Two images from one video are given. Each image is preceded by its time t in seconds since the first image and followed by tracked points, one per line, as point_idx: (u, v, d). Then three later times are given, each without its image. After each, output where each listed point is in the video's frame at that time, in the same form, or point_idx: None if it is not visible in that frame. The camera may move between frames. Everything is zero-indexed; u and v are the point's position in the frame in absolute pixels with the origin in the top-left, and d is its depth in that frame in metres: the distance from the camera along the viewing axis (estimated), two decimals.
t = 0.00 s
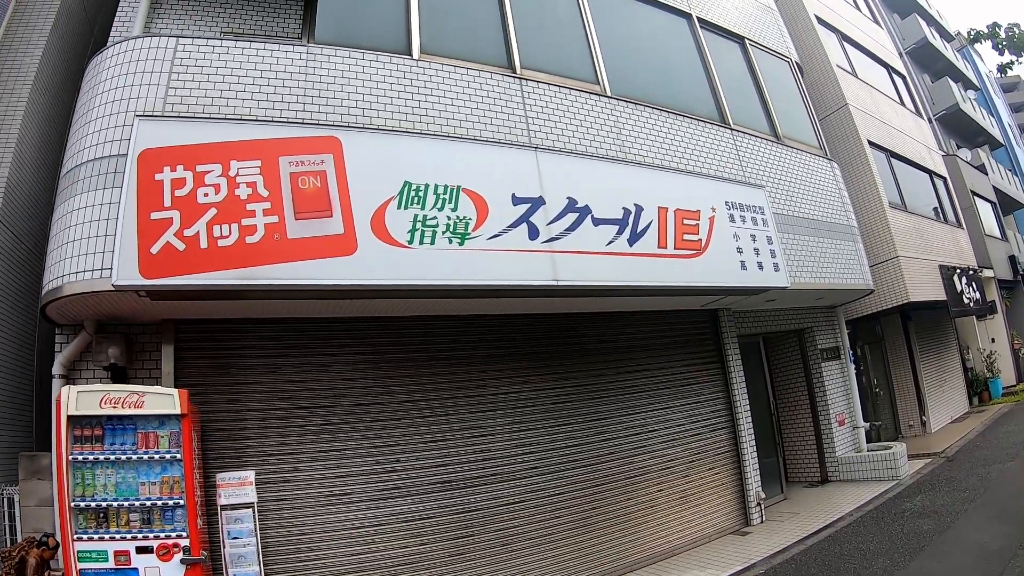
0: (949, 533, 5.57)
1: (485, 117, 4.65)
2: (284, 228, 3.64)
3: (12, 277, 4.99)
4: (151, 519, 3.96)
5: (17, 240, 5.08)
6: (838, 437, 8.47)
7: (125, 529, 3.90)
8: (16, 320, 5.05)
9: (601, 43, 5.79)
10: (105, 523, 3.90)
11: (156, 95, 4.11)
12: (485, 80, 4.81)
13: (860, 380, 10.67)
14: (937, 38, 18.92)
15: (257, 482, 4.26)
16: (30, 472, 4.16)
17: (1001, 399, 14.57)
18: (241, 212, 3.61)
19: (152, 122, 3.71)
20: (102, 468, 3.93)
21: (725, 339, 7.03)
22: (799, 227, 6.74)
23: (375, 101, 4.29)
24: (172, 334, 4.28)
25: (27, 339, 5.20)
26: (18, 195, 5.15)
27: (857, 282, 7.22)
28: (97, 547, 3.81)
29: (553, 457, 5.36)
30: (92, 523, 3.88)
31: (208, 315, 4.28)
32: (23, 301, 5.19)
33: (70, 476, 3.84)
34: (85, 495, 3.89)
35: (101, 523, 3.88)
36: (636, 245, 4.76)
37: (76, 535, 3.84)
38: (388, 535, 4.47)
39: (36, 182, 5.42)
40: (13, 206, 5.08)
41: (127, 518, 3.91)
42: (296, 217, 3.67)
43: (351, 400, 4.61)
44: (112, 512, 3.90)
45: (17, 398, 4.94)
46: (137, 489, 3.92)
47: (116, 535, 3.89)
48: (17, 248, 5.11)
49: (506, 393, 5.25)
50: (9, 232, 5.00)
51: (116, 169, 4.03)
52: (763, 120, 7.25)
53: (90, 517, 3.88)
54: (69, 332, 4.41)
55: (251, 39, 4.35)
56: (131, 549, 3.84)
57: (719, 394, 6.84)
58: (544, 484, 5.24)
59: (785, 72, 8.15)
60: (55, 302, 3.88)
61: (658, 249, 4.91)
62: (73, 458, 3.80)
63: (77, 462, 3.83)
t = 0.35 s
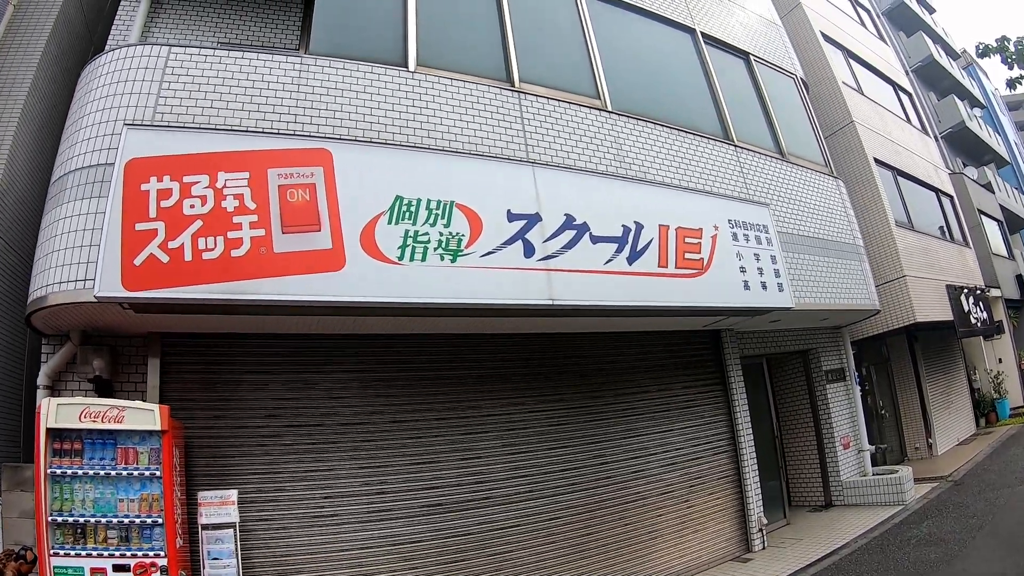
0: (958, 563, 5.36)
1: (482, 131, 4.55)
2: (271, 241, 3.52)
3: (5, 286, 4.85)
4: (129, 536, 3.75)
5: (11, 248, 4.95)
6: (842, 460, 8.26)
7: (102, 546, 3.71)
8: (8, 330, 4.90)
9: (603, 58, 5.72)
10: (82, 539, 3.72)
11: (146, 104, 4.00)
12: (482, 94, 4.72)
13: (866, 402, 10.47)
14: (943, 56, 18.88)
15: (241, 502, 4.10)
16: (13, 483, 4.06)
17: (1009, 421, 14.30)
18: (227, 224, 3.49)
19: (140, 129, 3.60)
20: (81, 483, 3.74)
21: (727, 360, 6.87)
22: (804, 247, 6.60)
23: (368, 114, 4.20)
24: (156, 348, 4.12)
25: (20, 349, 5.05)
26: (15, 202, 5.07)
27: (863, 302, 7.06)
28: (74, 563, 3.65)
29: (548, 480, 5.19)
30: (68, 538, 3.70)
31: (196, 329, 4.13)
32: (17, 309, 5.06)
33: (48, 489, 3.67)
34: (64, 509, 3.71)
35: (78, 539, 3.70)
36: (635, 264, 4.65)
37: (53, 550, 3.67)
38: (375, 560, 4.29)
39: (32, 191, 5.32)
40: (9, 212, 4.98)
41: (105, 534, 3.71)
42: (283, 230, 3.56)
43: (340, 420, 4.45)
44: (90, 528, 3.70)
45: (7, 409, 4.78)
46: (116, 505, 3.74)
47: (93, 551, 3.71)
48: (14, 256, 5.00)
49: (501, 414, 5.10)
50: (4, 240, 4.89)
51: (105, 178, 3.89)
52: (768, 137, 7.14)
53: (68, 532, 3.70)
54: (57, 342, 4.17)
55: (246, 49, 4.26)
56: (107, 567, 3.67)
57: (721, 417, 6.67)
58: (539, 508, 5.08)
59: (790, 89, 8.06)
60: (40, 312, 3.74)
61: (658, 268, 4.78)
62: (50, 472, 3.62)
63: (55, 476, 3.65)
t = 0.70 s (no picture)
0: None
1: (476, 136, 4.48)
2: (257, 247, 3.43)
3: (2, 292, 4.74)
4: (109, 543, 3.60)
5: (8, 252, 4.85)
6: (846, 474, 8.09)
7: (83, 552, 3.55)
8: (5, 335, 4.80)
9: (603, 65, 5.65)
10: (62, 544, 3.55)
11: (136, 106, 3.85)
12: (478, 99, 4.65)
13: (871, 414, 10.29)
14: (949, 66, 18.79)
15: (225, 512, 3.97)
16: None
17: (1016, 434, 14.06)
18: (212, 229, 3.40)
19: (127, 132, 3.50)
20: (62, 487, 3.57)
21: (728, 371, 6.74)
22: (807, 256, 6.48)
23: (361, 118, 4.14)
24: (146, 353, 4.05)
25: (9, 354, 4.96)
26: (15, 204, 5.00)
27: (868, 313, 6.92)
28: (53, 569, 3.48)
29: (543, 493, 5.06)
30: (49, 543, 3.54)
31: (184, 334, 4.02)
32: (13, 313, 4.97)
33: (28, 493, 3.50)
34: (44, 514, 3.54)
35: (59, 544, 3.53)
36: (632, 273, 4.54)
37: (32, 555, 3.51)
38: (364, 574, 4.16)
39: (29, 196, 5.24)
40: (8, 214, 4.91)
41: (85, 540, 3.56)
42: (269, 236, 3.47)
43: (329, 429, 4.32)
44: (70, 533, 3.54)
45: None
46: (97, 511, 3.57)
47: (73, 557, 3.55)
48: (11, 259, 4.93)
49: (494, 425, 4.99)
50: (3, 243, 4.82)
51: (94, 181, 3.67)
52: (771, 145, 7.04)
53: (48, 537, 3.53)
54: (45, 344, 4.02)
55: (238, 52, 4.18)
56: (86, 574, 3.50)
57: (722, 430, 6.53)
58: (533, 522, 4.94)
59: (795, 97, 7.95)
60: (27, 314, 3.52)
61: (656, 277, 4.68)
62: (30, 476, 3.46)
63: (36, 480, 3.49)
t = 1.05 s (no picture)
0: None
1: (475, 140, 4.43)
2: (253, 251, 3.39)
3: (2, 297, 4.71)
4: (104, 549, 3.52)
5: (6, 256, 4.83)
6: (854, 479, 7.98)
7: (78, 558, 3.48)
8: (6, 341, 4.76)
9: (604, 67, 5.60)
10: (58, 550, 3.50)
11: (133, 112, 3.80)
12: (477, 102, 4.61)
13: (878, 418, 10.18)
14: (954, 67, 18.67)
15: (223, 518, 3.92)
16: None
17: None
18: (208, 234, 3.35)
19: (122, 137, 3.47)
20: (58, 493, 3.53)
21: (732, 375, 6.66)
22: (812, 258, 6.40)
23: (358, 122, 4.09)
24: (144, 358, 4.00)
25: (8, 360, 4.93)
26: (12, 209, 4.97)
27: (874, 315, 6.83)
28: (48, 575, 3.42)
29: (545, 500, 5.00)
30: (44, 549, 3.49)
31: (181, 340, 3.96)
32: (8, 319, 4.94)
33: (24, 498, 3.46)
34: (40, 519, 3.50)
35: (54, 550, 3.48)
36: (634, 276, 4.49)
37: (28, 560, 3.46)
38: None
39: (29, 202, 5.21)
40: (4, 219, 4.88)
41: (81, 545, 3.49)
42: (265, 240, 3.43)
43: (328, 435, 4.26)
44: (66, 539, 3.49)
45: None
46: (93, 517, 3.51)
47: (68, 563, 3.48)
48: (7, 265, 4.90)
49: (495, 431, 4.92)
50: None
51: (90, 186, 3.61)
52: (775, 146, 6.97)
53: (44, 542, 3.49)
54: (43, 350, 3.96)
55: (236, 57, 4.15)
56: None
57: (726, 435, 6.45)
58: (535, 529, 4.87)
59: (798, 98, 7.88)
60: (22, 320, 3.47)
61: (657, 280, 4.62)
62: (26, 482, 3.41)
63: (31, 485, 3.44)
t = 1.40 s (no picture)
0: None
1: (480, 145, 4.43)
2: (258, 258, 3.38)
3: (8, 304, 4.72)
4: (111, 555, 3.52)
5: (11, 264, 4.82)
6: (861, 482, 7.94)
7: (84, 564, 3.47)
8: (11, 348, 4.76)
9: (608, 71, 5.60)
10: (64, 556, 3.48)
11: (137, 118, 3.81)
12: (482, 107, 4.61)
13: (886, 420, 10.14)
14: (957, 67, 18.63)
15: (229, 524, 3.90)
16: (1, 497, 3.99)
17: None
18: (213, 240, 3.35)
19: (129, 143, 3.47)
20: (65, 499, 3.52)
21: (738, 378, 6.64)
22: (818, 261, 6.38)
23: (363, 128, 4.10)
24: (150, 364, 4.00)
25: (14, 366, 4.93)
26: (18, 216, 4.97)
27: (881, 318, 6.80)
28: None
29: (551, 505, 4.97)
30: (50, 555, 3.46)
31: (187, 346, 3.96)
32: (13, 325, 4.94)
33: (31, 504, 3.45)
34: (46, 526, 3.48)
35: (59, 556, 3.45)
36: (639, 281, 4.47)
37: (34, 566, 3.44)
38: None
39: (34, 209, 5.21)
40: (10, 226, 4.88)
41: (87, 552, 3.48)
42: (270, 246, 3.43)
43: (334, 441, 4.25)
44: (72, 545, 3.47)
45: None
46: (99, 523, 3.50)
47: (74, 570, 3.46)
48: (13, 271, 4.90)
49: (502, 436, 4.90)
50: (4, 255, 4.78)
51: (96, 193, 3.61)
52: (779, 149, 6.95)
53: (50, 549, 3.45)
54: (49, 356, 3.96)
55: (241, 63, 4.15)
56: None
57: (733, 439, 6.42)
58: (542, 534, 4.85)
59: (802, 100, 7.87)
60: (28, 326, 3.47)
61: (663, 284, 4.60)
62: (32, 488, 3.41)
63: (38, 491, 3.43)
